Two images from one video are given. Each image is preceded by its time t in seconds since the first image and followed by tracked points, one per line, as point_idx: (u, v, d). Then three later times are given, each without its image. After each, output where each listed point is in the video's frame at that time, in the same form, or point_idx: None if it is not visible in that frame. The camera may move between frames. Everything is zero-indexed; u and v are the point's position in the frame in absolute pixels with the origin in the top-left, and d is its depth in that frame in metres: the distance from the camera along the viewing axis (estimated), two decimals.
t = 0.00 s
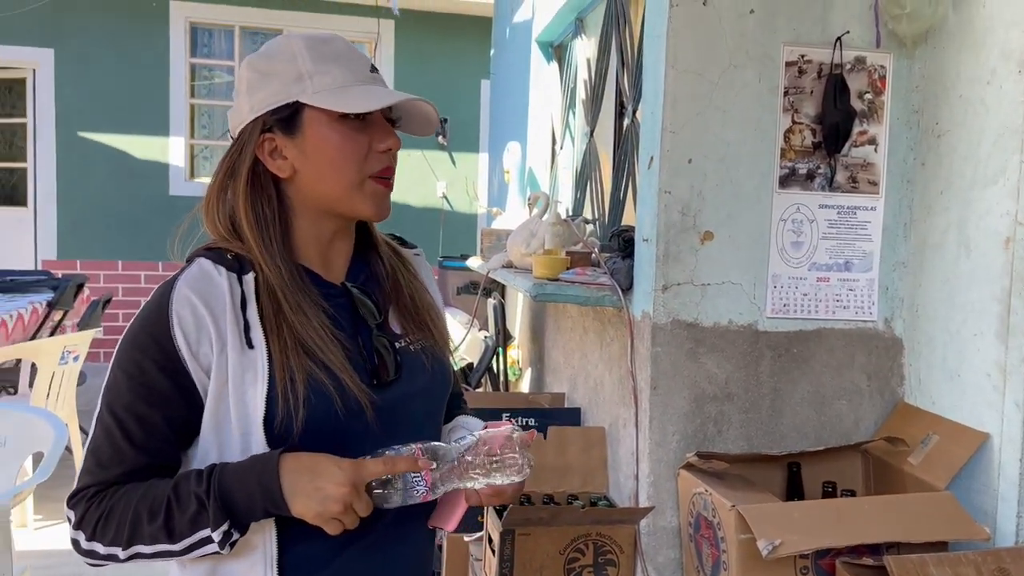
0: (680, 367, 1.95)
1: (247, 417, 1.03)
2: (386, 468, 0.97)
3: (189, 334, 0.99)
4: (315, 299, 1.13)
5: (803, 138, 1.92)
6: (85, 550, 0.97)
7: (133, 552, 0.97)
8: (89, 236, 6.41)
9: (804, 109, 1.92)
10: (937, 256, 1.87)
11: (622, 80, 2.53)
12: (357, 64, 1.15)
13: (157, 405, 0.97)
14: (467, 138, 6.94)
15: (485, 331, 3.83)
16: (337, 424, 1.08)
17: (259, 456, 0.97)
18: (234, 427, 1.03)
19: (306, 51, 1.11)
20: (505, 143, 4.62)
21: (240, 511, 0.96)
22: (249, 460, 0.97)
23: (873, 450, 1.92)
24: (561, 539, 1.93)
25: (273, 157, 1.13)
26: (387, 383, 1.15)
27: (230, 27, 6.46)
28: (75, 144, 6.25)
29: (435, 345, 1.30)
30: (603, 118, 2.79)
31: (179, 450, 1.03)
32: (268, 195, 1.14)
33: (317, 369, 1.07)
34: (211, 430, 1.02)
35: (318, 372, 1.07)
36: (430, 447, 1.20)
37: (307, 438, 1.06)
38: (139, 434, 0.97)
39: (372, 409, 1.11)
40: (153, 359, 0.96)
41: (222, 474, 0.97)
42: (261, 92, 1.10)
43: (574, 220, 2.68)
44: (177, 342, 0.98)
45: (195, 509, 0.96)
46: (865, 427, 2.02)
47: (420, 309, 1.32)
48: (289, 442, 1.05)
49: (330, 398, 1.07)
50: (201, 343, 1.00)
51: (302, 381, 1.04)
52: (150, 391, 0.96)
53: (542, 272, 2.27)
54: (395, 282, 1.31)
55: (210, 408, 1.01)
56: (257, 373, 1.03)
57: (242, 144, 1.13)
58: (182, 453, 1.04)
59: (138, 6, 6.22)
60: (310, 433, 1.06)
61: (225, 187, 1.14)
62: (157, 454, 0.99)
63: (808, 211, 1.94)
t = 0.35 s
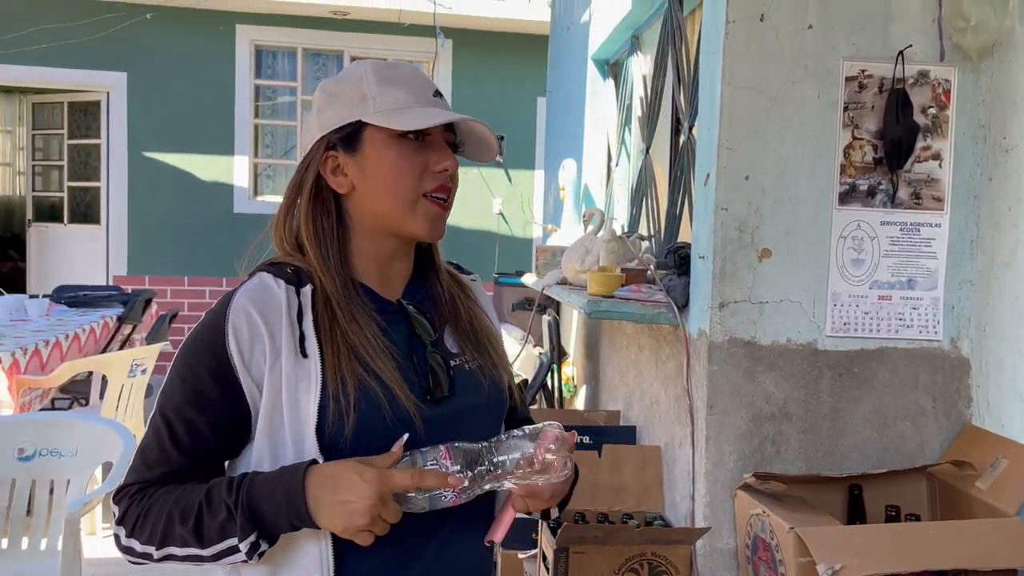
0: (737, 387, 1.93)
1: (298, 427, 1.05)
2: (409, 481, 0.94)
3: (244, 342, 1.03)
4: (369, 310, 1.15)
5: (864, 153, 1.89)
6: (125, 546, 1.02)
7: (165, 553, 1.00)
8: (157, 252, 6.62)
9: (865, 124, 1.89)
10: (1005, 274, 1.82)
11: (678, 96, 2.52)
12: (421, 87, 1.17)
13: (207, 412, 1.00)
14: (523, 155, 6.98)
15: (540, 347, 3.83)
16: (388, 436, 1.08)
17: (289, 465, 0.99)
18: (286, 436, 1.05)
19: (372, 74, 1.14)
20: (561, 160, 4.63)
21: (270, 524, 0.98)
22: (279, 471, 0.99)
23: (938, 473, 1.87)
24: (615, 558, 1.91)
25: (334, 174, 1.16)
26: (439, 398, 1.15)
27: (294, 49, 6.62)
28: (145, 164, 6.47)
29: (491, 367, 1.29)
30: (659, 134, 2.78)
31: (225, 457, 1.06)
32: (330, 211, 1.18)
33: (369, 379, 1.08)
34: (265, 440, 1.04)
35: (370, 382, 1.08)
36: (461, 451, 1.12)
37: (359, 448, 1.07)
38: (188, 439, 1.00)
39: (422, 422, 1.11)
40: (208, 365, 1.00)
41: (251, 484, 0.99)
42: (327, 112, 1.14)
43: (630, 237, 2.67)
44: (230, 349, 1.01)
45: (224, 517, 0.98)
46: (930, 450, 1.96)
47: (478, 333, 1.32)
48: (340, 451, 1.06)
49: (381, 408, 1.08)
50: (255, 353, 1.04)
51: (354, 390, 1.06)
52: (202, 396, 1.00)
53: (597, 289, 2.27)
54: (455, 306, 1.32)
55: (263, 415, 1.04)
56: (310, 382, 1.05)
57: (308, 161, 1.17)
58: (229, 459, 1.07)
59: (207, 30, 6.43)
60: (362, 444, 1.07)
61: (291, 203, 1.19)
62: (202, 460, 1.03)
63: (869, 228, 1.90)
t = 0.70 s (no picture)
0: (791, 403, 1.90)
1: (337, 443, 1.06)
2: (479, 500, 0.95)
3: (291, 360, 1.05)
4: (410, 326, 1.17)
5: (921, 165, 1.85)
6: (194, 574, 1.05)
7: None
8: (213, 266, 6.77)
9: (923, 134, 1.85)
10: None
11: (729, 109, 2.50)
12: (458, 96, 1.18)
13: (258, 432, 1.03)
14: (572, 169, 6.99)
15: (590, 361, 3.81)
16: (427, 454, 1.09)
17: (361, 491, 0.99)
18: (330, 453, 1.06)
19: (409, 86, 1.16)
20: (610, 175, 4.63)
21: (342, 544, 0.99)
22: (350, 498, 0.99)
23: (1001, 493, 1.79)
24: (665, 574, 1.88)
25: (377, 188, 1.18)
26: (479, 417, 1.16)
27: (347, 66, 6.74)
28: (203, 180, 6.64)
29: (534, 387, 1.29)
30: (710, 147, 2.76)
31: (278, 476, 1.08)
32: (372, 225, 1.20)
33: (408, 397, 1.10)
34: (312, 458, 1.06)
35: (408, 399, 1.10)
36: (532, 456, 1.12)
37: (399, 467, 1.07)
38: (243, 460, 1.02)
39: (461, 443, 1.12)
40: (256, 383, 1.03)
41: (326, 508, 1.00)
42: (367, 126, 1.16)
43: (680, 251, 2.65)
44: (279, 366, 1.03)
45: (300, 546, 0.99)
46: (993, 469, 1.90)
47: (524, 352, 1.31)
48: (380, 470, 1.07)
49: (418, 427, 1.09)
50: (302, 371, 1.06)
51: (393, 406, 1.08)
52: (252, 414, 1.02)
53: (647, 303, 2.26)
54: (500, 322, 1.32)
55: (309, 433, 1.05)
56: (350, 399, 1.07)
57: (349, 177, 1.19)
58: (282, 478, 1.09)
59: (262, 50, 6.59)
60: (402, 461, 1.08)
61: (335, 218, 1.20)
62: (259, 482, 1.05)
63: (928, 240, 1.86)
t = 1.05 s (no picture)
0: (843, 425, 1.86)
1: (383, 465, 1.07)
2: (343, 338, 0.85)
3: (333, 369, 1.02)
4: (457, 345, 1.17)
5: (977, 182, 1.80)
6: None
7: (239, 553, 0.94)
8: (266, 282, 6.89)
9: (979, 151, 1.80)
10: None
11: (778, 126, 2.48)
12: (479, 112, 1.21)
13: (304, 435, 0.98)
14: (620, 185, 6.97)
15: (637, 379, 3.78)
16: (470, 478, 1.10)
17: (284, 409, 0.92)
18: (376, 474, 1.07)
19: (433, 112, 1.21)
20: (658, 191, 4.61)
21: (302, 465, 0.90)
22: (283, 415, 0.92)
23: None
24: None
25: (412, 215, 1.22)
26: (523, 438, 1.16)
27: (397, 85, 6.83)
28: (256, 198, 6.78)
29: (581, 418, 1.28)
30: (759, 163, 2.73)
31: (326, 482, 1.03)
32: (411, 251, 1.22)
33: (451, 418, 1.10)
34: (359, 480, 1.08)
35: (452, 421, 1.10)
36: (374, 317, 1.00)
37: (443, 491, 1.08)
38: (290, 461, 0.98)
39: (502, 467, 1.11)
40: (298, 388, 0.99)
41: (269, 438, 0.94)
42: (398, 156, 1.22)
43: (729, 268, 2.63)
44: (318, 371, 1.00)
45: (263, 481, 0.93)
46: None
47: (572, 381, 1.30)
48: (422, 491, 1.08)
49: (462, 449, 1.10)
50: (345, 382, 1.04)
51: (438, 428, 1.08)
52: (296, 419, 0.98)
53: (695, 321, 2.24)
54: (547, 349, 1.31)
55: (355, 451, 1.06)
56: (395, 423, 1.07)
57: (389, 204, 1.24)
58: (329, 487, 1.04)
59: (314, 70, 6.73)
60: (446, 486, 1.08)
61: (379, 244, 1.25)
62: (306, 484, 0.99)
63: (984, 258, 1.81)
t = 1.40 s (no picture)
0: (879, 439, 1.82)
1: (413, 454, 1.07)
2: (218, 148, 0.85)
3: (374, 330, 1.08)
4: (489, 351, 1.15)
5: (1019, 190, 1.76)
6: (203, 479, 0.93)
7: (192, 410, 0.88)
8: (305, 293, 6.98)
9: (1020, 158, 1.76)
10: None
11: (813, 135, 2.44)
12: (497, 120, 1.20)
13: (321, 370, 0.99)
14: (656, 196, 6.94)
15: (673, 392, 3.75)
16: (500, 483, 1.06)
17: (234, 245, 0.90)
18: (404, 461, 1.07)
19: (451, 125, 1.21)
20: (694, 202, 4.58)
21: (247, 293, 0.86)
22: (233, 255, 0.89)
23: None
24: None
25: (441, 229, 1.22)
26: (551, 448, 1.12)
27: (433, 98, 6.89)
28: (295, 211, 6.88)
29: (610, 435, 1.24)
30: (794, 173, 2.70)
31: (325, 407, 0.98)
32: (440, 264, 1.22)
33: (482, 421, 1.08)
34: (384, 464, 1.07)
35: (484, 424, 1.08)
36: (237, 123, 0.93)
37: (473, 493, 1.05)
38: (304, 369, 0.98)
39: (531, 479, 1.08)
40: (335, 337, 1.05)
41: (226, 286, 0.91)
42: (425, 174, 1.23)
43: (763, 279, 2.60)
44: (359, 324, 1.07)
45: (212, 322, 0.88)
46: None
47: (602, 399, 1.27)
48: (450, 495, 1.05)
49: (492, 452, 1.06)
50: (385, 352, 1.08)
51: (470, 428, 1.06)
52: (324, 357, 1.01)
53: (728, 332, 2.22)
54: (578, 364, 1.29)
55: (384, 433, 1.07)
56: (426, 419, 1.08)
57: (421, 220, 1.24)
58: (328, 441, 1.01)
59: (352, 85, 6.81)
60: (476, 490, 1.05)
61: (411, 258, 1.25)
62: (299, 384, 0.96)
63: None
